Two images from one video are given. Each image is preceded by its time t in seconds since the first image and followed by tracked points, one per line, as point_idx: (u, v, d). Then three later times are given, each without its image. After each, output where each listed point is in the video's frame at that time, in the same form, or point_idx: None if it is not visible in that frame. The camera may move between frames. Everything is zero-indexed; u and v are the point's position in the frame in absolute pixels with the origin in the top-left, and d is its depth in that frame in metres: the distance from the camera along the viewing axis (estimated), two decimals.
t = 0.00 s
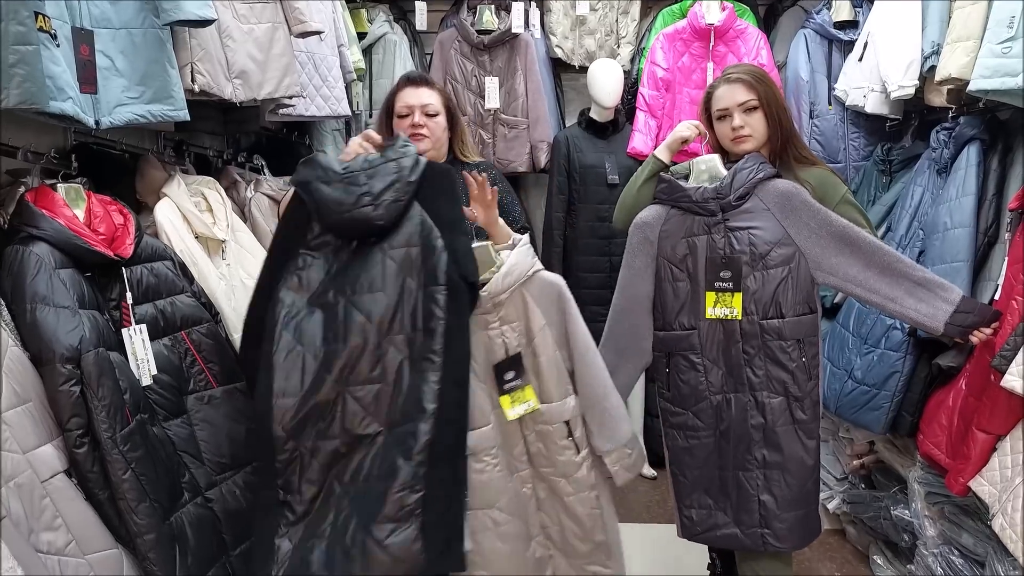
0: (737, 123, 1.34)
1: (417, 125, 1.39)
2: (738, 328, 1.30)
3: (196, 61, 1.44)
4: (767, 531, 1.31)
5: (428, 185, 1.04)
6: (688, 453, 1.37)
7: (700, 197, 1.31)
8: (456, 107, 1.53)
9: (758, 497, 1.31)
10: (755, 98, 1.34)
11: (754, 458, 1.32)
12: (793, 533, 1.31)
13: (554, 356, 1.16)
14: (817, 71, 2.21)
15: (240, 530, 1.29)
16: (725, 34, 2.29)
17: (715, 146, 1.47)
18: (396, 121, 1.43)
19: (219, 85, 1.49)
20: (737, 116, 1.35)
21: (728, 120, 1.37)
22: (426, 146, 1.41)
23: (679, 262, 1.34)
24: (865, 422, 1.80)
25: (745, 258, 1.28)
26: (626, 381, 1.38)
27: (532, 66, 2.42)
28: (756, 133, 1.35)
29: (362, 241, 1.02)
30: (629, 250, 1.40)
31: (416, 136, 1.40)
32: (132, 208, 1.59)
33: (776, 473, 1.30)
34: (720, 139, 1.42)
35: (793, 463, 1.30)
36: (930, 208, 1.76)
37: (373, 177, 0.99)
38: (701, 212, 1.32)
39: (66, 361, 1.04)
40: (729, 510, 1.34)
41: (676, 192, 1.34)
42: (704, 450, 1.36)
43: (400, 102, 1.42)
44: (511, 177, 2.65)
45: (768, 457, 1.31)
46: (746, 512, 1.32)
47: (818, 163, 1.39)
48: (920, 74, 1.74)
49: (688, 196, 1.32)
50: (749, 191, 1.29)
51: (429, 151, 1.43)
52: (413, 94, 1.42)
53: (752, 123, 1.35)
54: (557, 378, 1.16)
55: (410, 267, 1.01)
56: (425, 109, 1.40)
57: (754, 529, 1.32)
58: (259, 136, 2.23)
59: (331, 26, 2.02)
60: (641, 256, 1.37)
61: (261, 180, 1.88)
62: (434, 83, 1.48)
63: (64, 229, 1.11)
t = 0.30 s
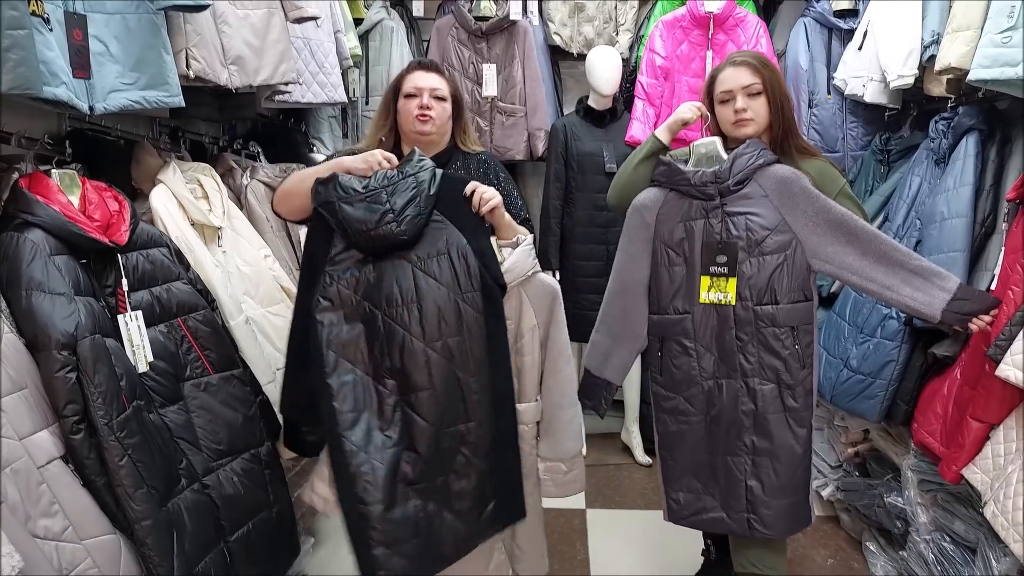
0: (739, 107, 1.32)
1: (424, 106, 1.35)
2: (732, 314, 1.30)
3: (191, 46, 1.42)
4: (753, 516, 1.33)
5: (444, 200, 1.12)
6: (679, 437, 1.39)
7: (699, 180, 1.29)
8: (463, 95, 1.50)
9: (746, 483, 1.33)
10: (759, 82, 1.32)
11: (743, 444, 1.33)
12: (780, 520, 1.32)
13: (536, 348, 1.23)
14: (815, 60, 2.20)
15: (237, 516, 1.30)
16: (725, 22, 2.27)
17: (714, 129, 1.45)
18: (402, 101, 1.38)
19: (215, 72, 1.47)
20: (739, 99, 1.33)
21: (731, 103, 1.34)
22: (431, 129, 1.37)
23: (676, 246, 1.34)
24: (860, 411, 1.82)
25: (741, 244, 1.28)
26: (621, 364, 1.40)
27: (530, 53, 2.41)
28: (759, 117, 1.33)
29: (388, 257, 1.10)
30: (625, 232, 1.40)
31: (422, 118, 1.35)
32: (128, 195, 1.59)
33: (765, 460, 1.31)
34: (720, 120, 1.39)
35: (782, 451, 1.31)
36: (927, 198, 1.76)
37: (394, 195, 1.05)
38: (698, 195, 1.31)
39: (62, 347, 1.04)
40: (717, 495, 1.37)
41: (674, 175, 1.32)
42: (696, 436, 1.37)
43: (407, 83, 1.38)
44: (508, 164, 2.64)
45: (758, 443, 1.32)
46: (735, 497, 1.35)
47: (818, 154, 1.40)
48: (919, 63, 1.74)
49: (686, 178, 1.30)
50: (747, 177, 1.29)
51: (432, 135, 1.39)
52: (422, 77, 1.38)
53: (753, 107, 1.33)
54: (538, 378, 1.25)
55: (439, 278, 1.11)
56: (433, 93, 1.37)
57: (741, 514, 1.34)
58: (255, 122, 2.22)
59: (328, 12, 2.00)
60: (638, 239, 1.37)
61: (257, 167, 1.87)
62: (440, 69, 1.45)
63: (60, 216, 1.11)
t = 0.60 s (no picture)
0: (739, 91, 1.31)
1: (423, 95, 1.35)
2: (729, 303, 1.31)
3: (187, 37, 1.41)
4: (746, 507, 1.34)
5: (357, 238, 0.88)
6: (673, 426, 1.40)
7: (698, 167, 1.30)
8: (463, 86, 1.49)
9: (740, 473, 1.34)
10: (761, 69, 1.32)
11: (737, 434, 1.34)
12: (772, 511, 1.33)
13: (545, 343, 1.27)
14: (810, 50, 2.20)
15: (233, 508, 1.31)
16: (720, 13, 2.26)
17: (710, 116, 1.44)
18: (402, 91, 1.39)
19: (210, 62, 1.46)
20: (740, 84, 1.32)
21: (730, 88, 1.33)
22: (432, 117, 1.37)
23: (673, 234, 1.34)
24: (856, 401, 1.84)
25: (739, 233, 1.29)
26: (619, 354, 1.39)
27: (526, 44, 2.38)
28: (756, 105, 1.33)
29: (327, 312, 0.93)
30: (623, 218, 1.40)
31: (422, 107, 1.36)
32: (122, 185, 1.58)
33: (759, 450, 1.33)
34: (717, 106, 1.38)
35: (775, 441, 1.32)
36: (921, 189, 1.77)
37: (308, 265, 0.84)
38: (697, 182, 1.31)
39: (57, 340, 1.04)
40: (710, 485, 1.38)
41: (673, 162, 1.33)
42: (691, 426, 1.38)
43: (406, 72, 1.38)
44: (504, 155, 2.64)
45: (752, 434, 1.33)
46: (727, 487, 1.36)
47: (814, 145, 1.39)
48: (914, 53, 1.74)
49: (685, 165, 1.31)
50: (747, 165, 1.29)
51: (433, 123, 1.38)
52: (420, 65, 1.38)
53: (753, 94, 1.32)
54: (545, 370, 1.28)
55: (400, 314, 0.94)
56: (432, 80, 1.36)
57: (734, 505, 1.36)
58: (250, 113, 2.20)
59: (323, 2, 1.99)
60: (636, 225, 1.37)
61: (253, 158, 1.87)
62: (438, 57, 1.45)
63: (55, 207, 1.10)
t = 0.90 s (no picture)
0: (744, 98, 1.32)
1: (426, 112, 1.36)
2: (729, 314, 1.31)
3: (190, 51, 1.43)
4: (741, 523, 1.34)
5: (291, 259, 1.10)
6: (672, 437, 1.40)
7: (699, 177, 1.31)
8: (467, 95, 1.49)
9: (736, 488, 1.34)
10: (767, 79, 1.33)
11: (735, 447, 1.34)
12: (769, 526, 1.33)
13: (557, 356, 1.30)
14: (808, 60, 2.20)
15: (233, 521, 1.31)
16: (719, 23, 2.28)
17: (710, 123, 1.44)
18: (405, 107, 1.39)
19: (213, 75, 1.48)
20: (745, 90, 1.32)
21: (734, 94, 1.34)
22: (437, 133, 1.38)
23: (674, 243, 1.34)
24: (857, 412, 1.84)
25: (739, 244, 1.29)
26: (624, 361, 1.39)
27: (526, 55, 2.40)
28: (759, 113, 1.33)
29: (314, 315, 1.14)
30: (625, 227, 1.40)
31: (426, 123, 1.37)
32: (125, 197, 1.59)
33: (755, 464, 1.32)
34: (719, 112, 1.39)
35: (774, 454, 1.32)
36: (921, 199, 1.79)
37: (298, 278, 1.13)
38: (699, 193, 1.32)
39: (60, 351, 1.04)
40: (707, 499, 1.38)
41: (675, 171, 1.33)
42: (690, 438, 1.38)
43: (410, 87, 1.38)
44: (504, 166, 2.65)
45: (750, 446, 1.33)
46: (723, 501, 1.35)
47: (813, 158, 1.40)
48: (912, 63, 1.77)
49: (688, 175, 1.32)
50: (749, 175, 1.30)
51: (438, 139, 1.40)
52: (423, 80, 1.38)
53: (757, 102, 1.33)
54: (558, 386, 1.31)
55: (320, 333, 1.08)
56: (434, 96, 1.37)
57: (730, 520, 1.35)
58: (253, 124, 2.21)
59: (325, 15, 2.01)
60: (637, 234, 1.37)
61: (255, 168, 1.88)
62: (441, 69, 1.44)
63: (60, 219, 1.11)
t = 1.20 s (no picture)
0: (743, 106, 1.32)
1: (428, 130, 1.36)
2: (730, 323, 1.31)
3: (192, 61, 1.44)
4: (745, 530, 1.33)
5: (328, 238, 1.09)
6: (673, 446, 1.40)
7: (700, 186, 1.31)
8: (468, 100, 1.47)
9: (740, 496, 1.34)
10: (768, 88, 1.33)
11: (737, 456, 1.34)
12: (771, 535, 1.33)
13: (564, 373, 1.29)
14: (808, 71, 2.22)
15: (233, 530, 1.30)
16: (718, 34, 2.29)
17: (710, 130, 1.45)
18: (408, 123, 1.39)
19: (215, 85, 1.49)
20: (746, 99, 1.33)
21: (736, 102, 1.34)
22: (441, 149, 1.39)
23: (675, 252, 1.35)
24: (857, 421, 1.84)
25: (740, 253, 1.30)
26: (625, 372, 1.39)
27: (527, 66, 2.41)
28: (758, 122, 1.34)
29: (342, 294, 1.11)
30: (625, 236, 1.40)
31: (430, 140, 1.37)
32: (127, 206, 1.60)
33: (757, 473, 1.32)
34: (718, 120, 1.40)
35: (775, 463, 1.31)
36: (920, 208, 1.79)
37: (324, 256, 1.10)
38: (700, 203, 1.32)
39: (62, 360, 1.05)
40: (710, 507, 1.38)
41: (676, 180, 1.34)
42: (691, 447, 1.38)
43: (410, 103, 1.37)
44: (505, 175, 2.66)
45: (751, 456, 1.33)
46: (727, 510, 1.35)
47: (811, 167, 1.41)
48: (910, 74, 1.78)
49: (688, 184, 1.32)
50: (749, 184, 1.30)
51: (442, 154, 1.41)
52: (423, 95, 1.37)
53: (756, 112, 1.33)
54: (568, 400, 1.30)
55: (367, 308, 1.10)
56: (435, 113, 1.36)
57: (733, 528, 1.35)
58: (255, 134, 2.23)
59: (326, 25, 2.02)
60: (637, 244, 1.37)
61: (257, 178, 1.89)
62: (443, 79, 1.42)
63: (60, 228, 1.12)
